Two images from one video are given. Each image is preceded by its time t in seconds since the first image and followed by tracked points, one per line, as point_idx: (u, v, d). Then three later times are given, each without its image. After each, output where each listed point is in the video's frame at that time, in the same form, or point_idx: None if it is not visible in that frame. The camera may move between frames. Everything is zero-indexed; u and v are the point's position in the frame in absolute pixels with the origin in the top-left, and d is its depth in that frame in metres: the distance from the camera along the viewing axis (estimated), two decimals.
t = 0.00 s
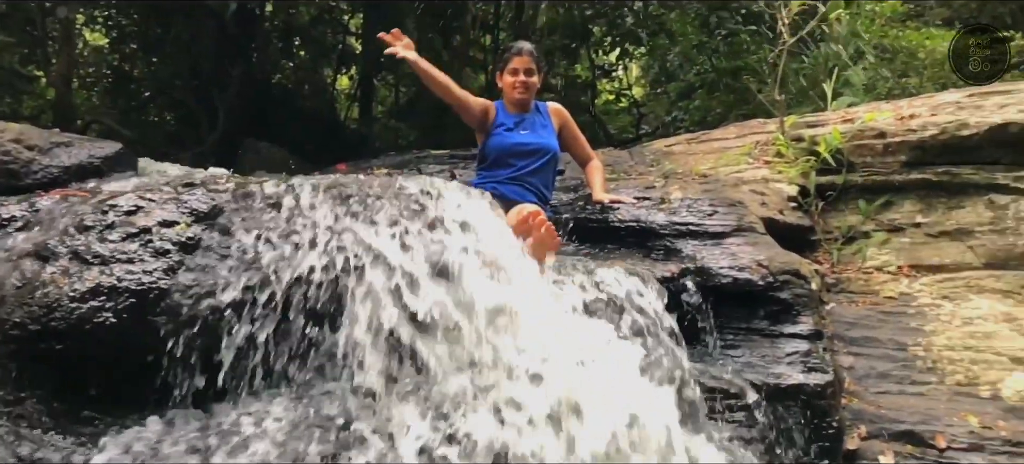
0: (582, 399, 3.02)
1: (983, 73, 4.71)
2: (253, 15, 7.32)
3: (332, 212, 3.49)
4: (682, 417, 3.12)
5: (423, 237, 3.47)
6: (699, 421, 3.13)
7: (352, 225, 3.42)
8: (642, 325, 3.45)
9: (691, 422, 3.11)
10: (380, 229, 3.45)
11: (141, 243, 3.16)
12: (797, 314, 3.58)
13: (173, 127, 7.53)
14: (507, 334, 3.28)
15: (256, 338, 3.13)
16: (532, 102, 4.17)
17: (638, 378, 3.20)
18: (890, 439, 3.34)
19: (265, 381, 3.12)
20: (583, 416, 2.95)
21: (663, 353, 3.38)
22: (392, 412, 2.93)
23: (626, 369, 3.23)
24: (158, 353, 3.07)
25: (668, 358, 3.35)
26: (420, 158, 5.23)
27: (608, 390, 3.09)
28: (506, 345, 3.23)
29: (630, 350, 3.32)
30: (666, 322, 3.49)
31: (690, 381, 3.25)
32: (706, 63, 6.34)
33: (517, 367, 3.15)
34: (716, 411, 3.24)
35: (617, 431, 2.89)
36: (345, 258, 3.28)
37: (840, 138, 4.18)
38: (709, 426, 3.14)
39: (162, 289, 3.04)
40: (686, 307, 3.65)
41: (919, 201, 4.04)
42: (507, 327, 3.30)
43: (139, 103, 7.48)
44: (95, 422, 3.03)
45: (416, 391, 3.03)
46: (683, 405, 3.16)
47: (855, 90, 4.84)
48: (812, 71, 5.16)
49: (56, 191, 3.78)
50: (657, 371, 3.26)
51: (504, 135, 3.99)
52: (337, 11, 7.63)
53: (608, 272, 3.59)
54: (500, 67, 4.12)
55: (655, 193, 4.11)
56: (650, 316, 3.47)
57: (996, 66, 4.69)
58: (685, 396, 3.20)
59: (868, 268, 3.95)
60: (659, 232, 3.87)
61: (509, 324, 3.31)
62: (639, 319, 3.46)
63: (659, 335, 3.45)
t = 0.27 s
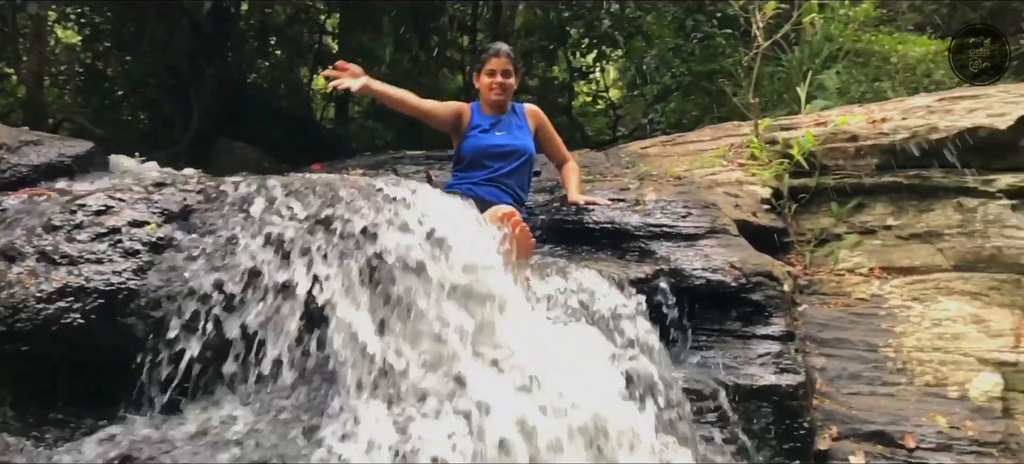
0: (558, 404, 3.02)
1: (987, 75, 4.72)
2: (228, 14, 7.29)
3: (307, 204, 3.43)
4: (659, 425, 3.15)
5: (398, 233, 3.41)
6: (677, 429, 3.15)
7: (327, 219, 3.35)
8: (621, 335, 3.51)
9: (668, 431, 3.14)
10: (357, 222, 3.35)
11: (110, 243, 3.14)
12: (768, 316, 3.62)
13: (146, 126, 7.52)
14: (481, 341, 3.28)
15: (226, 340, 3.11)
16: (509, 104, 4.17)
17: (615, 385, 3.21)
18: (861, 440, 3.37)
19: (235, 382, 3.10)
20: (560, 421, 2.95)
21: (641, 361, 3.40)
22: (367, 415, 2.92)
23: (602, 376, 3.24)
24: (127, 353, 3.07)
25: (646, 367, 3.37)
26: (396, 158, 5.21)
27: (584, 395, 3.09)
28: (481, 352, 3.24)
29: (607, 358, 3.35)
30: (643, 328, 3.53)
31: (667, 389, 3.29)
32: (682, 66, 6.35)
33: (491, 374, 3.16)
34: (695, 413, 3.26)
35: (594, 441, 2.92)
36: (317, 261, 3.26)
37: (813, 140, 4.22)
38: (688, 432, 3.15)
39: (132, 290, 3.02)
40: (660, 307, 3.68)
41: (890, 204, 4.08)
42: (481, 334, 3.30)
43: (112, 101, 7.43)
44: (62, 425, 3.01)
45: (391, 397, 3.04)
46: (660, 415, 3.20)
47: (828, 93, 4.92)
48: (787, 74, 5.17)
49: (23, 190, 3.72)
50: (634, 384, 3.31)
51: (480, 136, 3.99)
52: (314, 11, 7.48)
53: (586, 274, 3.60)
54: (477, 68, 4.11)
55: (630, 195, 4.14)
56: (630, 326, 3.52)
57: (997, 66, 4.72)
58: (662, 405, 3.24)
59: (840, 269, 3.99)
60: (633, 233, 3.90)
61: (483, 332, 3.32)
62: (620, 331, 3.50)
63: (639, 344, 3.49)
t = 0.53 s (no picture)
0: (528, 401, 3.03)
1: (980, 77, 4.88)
2: (198, 11, 7.26)
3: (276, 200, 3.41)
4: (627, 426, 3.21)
5: (365, 234, 3.42)
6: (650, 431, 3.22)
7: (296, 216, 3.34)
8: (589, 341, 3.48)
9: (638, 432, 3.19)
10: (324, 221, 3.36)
11: (75, 242, 3.10)
12: (738, 317, 3.65)
13: (116, 124, 7.42)
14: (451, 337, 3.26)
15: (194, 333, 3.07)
16: (482, 104, 4.16)
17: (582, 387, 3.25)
18: (828, 440, 3.41)
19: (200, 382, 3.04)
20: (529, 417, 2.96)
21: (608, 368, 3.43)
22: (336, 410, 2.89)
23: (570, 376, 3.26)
24: (90, 354, 3.02)
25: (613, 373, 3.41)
26: (369, 158, 5.19)
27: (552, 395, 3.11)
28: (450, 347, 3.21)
29: (576, 360, 3.36)
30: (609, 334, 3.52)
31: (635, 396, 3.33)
32: (655, 68, 6.28)
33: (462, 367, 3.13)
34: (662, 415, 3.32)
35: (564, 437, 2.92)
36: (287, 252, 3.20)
37: (783, 143, 4.23)
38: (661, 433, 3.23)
39: (97, 290, 2.98)
40: (632, 309, 3.71)
41: (859, 206, 4.13)
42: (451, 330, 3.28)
43: (81, 98, 7.33)
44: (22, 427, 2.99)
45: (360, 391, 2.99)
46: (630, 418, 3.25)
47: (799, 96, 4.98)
48: (758, 77, 5.26)
49: None
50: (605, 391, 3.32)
51: (452, 137, 3.98)
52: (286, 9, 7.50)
53: (556, 275, 3.58)
54: (451, 68, 4.10)
55: (602, 196, 4.15)
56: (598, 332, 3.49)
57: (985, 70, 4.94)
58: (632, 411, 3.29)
59: (809, 271, 4.03)
60: (605, 234, 3.91)
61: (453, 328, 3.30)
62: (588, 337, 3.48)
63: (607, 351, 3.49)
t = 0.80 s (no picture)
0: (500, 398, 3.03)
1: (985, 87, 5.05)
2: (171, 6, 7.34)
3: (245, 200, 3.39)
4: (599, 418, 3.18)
5: (336, 236, 3.43)
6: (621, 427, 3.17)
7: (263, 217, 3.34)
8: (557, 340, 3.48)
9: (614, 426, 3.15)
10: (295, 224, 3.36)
11: (39, 239, 3.06)
12: (709, 316, 3.70)
13: (87, 121, 7.29)
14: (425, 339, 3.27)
15: (164, 333, 3.06)
16: (456, 103, 4.16)
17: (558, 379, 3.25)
18: (798, 438, 3.43)
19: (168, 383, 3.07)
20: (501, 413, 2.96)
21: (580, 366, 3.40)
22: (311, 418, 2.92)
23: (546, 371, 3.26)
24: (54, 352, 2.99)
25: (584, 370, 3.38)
26: (342, 156, 5.16)
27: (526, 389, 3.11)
28: (422, 349, 3.23)
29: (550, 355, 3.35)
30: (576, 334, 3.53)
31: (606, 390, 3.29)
32: (630, 69, 6.27)
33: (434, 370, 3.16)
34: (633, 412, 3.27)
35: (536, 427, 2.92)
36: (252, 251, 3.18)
37: (755, 144, 4.28)
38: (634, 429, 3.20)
39: (62, 288, 2.94)
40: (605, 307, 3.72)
41: (830, 207, 4.18)
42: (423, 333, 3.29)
43: (50, 94, 7.10)
44: None
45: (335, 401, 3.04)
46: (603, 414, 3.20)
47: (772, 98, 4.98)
48: (732, 78, 5.28)
49: None
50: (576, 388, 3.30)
51: (426, 138, 3.98)
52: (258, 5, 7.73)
53: (525, 274, 3.57)
54: (425, 66, 4.08)
55: (576, 196, 4.17)
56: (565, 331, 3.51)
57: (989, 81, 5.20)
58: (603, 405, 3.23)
59: (780, 271, 4.06)
60: (578, 234, 3.92)
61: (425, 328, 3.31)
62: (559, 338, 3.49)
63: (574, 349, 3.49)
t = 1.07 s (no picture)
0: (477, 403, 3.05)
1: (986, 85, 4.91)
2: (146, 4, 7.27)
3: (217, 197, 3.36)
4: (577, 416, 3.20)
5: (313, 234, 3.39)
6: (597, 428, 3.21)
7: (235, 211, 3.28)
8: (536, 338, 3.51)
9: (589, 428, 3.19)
10: (270, 215, 3.30)
11: (6, 236, 3.00)
12: (683, 314, 3.72)
13: (59, 117, 7.15)
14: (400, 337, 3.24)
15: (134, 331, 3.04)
16: (431, 101, 4.16)
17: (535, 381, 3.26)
18: (770, 436, 3.46)
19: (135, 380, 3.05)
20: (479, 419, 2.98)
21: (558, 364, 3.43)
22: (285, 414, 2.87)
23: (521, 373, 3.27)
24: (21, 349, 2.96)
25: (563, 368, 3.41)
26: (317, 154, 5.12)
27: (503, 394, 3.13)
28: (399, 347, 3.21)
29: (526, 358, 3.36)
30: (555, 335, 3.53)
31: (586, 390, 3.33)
32: (607, 69, 6.28)
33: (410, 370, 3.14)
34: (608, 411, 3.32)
35: (515, 436, 2.95)
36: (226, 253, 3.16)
37: (730, 144, 4.31)
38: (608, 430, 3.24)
39: (28, 286, 2.90)
40: (580, 306, 3.72)
41: (803, 207, 4.21)
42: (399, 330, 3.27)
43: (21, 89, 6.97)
44: None
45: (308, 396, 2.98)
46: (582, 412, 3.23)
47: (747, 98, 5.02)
48: (708, 78, 5.30)
49: None
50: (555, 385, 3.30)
51: (399, 137, 3.98)
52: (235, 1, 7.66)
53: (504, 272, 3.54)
54: (399, 63, 4.07)
55: (551, 195, 4.17)
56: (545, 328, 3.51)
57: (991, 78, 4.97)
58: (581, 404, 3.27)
59: (754, 270, 4.09)
60: (553, 232, 3.93)
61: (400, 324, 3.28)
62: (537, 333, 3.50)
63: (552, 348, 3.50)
